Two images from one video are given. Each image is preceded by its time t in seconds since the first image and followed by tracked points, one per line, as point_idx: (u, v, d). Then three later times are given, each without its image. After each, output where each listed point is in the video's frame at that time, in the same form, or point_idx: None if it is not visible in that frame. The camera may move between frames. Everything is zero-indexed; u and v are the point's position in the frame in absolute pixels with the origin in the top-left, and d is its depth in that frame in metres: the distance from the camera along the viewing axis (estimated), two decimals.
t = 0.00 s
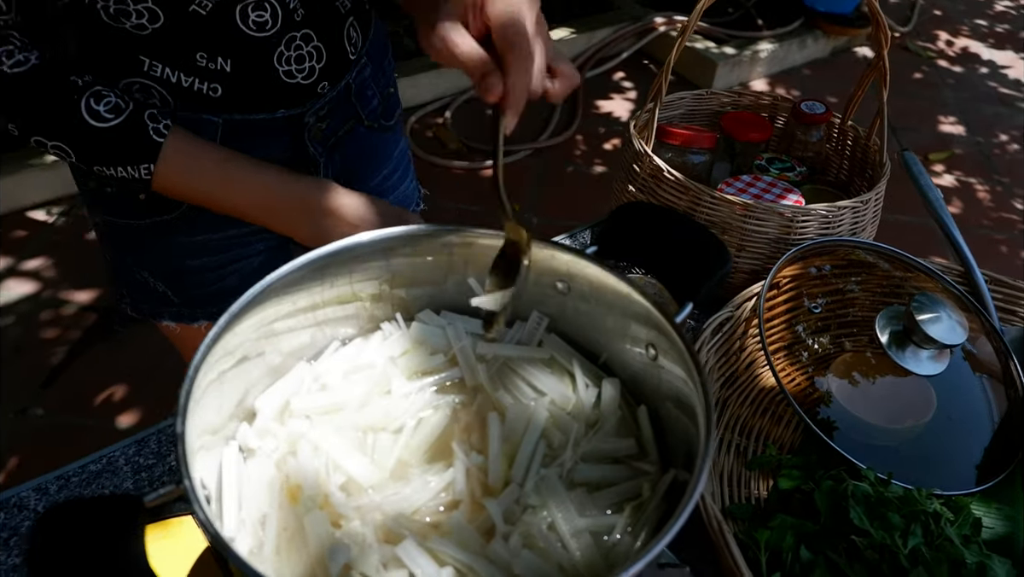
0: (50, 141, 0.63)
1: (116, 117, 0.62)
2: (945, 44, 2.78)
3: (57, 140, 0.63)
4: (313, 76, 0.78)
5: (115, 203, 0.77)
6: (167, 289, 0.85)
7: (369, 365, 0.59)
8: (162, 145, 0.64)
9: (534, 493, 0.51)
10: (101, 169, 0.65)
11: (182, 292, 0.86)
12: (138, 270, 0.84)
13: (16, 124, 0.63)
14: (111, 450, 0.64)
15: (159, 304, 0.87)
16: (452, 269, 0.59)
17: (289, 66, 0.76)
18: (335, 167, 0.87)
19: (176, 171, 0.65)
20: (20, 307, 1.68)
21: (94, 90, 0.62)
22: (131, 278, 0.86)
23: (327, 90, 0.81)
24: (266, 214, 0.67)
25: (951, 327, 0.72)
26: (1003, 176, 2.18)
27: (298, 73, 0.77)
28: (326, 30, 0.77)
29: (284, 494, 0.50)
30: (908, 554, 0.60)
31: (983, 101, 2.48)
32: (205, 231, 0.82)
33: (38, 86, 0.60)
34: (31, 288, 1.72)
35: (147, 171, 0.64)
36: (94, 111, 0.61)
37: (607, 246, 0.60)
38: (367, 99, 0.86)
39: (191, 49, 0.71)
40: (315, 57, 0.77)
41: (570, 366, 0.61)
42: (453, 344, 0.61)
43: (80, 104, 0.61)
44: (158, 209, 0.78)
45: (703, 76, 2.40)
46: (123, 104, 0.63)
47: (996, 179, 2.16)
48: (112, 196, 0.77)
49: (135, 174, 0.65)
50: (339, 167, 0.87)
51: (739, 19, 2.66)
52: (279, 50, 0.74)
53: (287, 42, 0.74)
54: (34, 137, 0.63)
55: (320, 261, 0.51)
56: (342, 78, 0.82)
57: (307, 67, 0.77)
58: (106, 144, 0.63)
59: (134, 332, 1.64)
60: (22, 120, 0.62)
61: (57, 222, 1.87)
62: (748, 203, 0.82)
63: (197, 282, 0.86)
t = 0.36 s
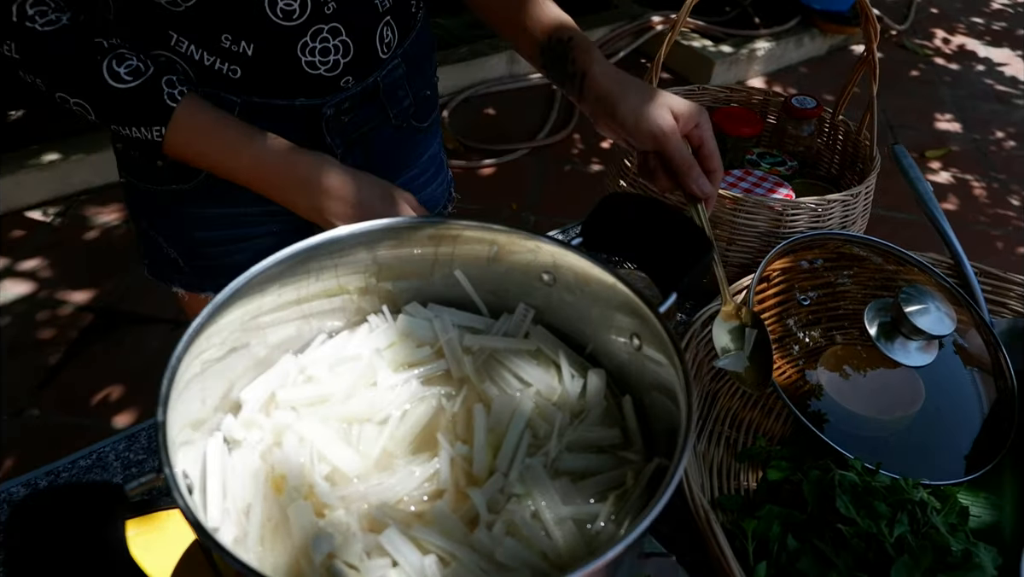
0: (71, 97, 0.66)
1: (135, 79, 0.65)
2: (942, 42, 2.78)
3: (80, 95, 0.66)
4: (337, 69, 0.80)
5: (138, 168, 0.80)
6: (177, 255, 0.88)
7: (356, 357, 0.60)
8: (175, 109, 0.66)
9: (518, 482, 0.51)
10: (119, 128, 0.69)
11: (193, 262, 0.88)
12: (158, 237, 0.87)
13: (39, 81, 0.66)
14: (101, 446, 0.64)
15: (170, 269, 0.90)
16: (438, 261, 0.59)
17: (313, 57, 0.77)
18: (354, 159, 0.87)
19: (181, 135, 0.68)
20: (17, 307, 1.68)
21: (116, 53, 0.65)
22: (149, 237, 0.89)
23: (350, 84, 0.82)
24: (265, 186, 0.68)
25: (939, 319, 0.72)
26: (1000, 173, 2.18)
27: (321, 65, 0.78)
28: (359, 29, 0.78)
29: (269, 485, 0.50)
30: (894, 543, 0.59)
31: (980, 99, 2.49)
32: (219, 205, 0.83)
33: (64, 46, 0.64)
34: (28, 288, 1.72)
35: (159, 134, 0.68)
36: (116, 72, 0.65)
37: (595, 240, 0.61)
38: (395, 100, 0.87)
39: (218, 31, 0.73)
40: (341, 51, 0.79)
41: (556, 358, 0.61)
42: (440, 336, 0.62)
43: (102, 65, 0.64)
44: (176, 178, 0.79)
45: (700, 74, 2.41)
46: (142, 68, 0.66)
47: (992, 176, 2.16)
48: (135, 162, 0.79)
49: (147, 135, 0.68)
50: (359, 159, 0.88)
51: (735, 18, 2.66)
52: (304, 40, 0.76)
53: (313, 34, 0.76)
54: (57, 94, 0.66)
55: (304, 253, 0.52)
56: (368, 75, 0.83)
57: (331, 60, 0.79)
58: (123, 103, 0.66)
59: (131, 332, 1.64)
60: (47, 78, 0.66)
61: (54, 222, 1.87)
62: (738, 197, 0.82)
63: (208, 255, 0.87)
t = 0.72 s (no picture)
0: (154, 73, 0.63)
1: (212, 40, 0.62)
2: (935, 35, 2.79)
3: (161, 69, 0.63)
4: (381, 55, 0.77)
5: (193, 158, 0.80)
6: (228, 243, 0.88)
7: (347, 349, 0.61)
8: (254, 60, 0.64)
9: (506, 472, 0.52)
10: (201, 94, 0.65)
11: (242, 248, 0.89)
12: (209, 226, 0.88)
13: (120, 65, 0.64)
14: (100, 437, 0.65)
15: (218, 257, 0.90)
16: (429, 255, 0.60)
17: (361, 44, 0.74)
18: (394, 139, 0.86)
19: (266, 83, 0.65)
20: (17, 301, 1.69)
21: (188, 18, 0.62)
22: (198, 225, 0.89)
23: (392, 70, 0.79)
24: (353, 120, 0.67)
25: (925, 311, 0.73)
26: (994, 165, 2.19)
27: (367, 52, 0.75)
28: (397, 14, 0.75)
29: (262, 475, 0.51)
30: (879, 533, 0.60)
31: (974, 91, 2.49)
32: (265, 191, 0.83)
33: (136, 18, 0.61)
34: (28, 283, 1.73)
35: (243, 86, 0.64)
36: (191, 35, 0.62)
37: (580, 236, 0.62)
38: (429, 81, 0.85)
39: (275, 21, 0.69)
40: (384, 38, 0.76)
41: (544, 350, 0.63)
42: (430, 329, 0.63)
43: (177, 32, 0.61)
44: (232, 166, 0.80)
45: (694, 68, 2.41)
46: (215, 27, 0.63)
47: (987, 168, 2.17)
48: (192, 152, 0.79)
49: (232, 92, 0.65)
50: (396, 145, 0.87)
51: (729, 13, 2.66)
52: (353, 28, 0.73)
53: (360, 21, 0.73)
54: (140, 72, 0.64)
55: (296, 248, 0.53)
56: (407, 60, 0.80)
57: (376, 47, 0.76)
58: (201, 66, 0.63)
59: (131, 326, 1.65)
60: (127, 58, 0.63)
61: (54, 217, 1.88)
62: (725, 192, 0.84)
63: (258, 239, 0.88)
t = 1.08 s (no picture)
0: (317, 62, 0.62)
1: (360, 13, 0.60)
2: (929, 36, 2.80)
3: (322, 57, 0.62)
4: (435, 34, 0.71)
5: (266, 159, 0.81)
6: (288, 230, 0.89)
7: (345, 348, 0.61)
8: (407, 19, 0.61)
9: (504, 471, 0.52)
10: (365, 72, 0.63)
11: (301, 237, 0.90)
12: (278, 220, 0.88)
13: (284, 68, 0.64)
14: (97, 435, 0.65)
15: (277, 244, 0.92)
16: (426, 255, 0.61)
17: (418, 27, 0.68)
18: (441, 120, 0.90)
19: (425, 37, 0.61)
20: (12, 298, 1.69)
21: None
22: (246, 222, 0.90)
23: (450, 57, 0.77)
24: (533, 49, 0.62)
25: (918, 310, 0.74)
26: (987, 165, 2.20)
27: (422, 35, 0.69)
28: None
29: (261, 473, 0.52)
30: (875, 531, 0.60)
31: (967, 91, 2.50)
32: (334, 183, 0.86)
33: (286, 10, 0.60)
34: (24, 279, 1.72)
35: (405, 49, 0.61)
36: (342, 12, 0.60)
37: (576, 235, 0.63)
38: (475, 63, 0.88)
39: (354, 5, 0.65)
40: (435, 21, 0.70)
41: (540, 349, 0.63)
42: (427, 328, 0.63)
43: (326, 12, 0.60)
44: (310, 163, 0.82)
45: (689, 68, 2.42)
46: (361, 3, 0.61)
47: (981, 168, 2.18)
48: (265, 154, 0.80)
49: (397, 59, 0.62)
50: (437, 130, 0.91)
51: (724, 13, 2.67)
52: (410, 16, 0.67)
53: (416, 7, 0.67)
54: (303, 67, 0.63)
55: (294, 247, 0.53)
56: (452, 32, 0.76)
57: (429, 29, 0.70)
58: (351, 43, 0.61)
59: (126, 323, 1.64)
60: (289, 57, 0.63)
61: (51, 214, 1.87)
62: (720, 191, 0.84)
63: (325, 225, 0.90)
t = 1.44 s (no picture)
0: (402, 56, 0.66)
1: (451, 26, 0.67)
2: (926, 39, 2.81)
3: (410, 52, 0.66)
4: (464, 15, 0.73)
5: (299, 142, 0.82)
6: (317, 217, 0.90)
7: (346, 348, 0.62)
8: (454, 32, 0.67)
9: (503, 470, 0.53)
10: (442, 75, 0.68)
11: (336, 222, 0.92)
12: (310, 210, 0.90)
13: (370, 54, 0.66)
14: (100, 436, 0.66)
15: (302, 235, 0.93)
16: (427, 256, 0.61)
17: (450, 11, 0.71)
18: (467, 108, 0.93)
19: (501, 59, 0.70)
20: (13, 302, 1.69)
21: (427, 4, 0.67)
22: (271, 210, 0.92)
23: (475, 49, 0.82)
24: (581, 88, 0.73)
25: (917, 312, 0.74)
26: (986, 168, 2.21)
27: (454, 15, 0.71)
28: None
29: (263, 471, 0.52)
30: (874, 531, 0.61)
31: (965, 95, 2.51)
32: (365, 167, 0.87)
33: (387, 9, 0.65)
34: (26, 284, 1.73)
35: (486, 62, 0.68)
36: (437, 22, 0.66)
37: (576, 236, 0.63)
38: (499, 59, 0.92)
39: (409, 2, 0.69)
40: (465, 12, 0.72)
41: (539, 349, 0.64)
42: (427, 329, 0.64)
43: (424, 20, 0.66)
44: (339, 146, 0.83)
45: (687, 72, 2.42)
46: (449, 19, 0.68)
47: (979, 171, 2.19)
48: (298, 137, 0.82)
49: (473, 69, 0.68)
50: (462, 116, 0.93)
51: (721, 17, 2.67)
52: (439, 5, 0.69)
53: None
54: (389, 58, 0.66)
55: (298, 248, 0.53)
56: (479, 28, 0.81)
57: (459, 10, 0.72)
58: (442, 49, 0.66)
59: (127, 326, 1.65)
60: (380, 45, 0.66)
61: (52, 218, 1.88)
62: (718, 194, 0.84)
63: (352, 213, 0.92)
